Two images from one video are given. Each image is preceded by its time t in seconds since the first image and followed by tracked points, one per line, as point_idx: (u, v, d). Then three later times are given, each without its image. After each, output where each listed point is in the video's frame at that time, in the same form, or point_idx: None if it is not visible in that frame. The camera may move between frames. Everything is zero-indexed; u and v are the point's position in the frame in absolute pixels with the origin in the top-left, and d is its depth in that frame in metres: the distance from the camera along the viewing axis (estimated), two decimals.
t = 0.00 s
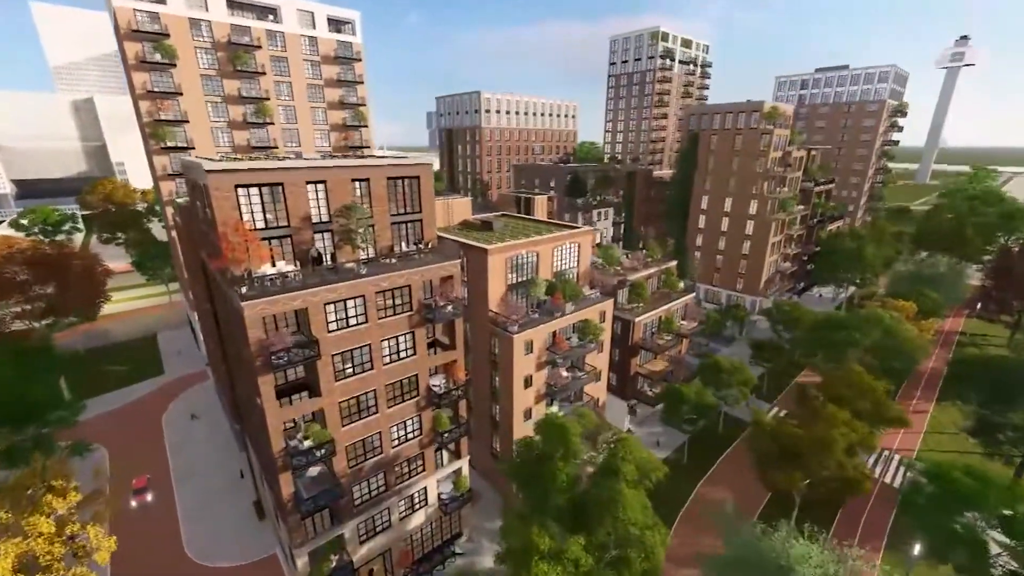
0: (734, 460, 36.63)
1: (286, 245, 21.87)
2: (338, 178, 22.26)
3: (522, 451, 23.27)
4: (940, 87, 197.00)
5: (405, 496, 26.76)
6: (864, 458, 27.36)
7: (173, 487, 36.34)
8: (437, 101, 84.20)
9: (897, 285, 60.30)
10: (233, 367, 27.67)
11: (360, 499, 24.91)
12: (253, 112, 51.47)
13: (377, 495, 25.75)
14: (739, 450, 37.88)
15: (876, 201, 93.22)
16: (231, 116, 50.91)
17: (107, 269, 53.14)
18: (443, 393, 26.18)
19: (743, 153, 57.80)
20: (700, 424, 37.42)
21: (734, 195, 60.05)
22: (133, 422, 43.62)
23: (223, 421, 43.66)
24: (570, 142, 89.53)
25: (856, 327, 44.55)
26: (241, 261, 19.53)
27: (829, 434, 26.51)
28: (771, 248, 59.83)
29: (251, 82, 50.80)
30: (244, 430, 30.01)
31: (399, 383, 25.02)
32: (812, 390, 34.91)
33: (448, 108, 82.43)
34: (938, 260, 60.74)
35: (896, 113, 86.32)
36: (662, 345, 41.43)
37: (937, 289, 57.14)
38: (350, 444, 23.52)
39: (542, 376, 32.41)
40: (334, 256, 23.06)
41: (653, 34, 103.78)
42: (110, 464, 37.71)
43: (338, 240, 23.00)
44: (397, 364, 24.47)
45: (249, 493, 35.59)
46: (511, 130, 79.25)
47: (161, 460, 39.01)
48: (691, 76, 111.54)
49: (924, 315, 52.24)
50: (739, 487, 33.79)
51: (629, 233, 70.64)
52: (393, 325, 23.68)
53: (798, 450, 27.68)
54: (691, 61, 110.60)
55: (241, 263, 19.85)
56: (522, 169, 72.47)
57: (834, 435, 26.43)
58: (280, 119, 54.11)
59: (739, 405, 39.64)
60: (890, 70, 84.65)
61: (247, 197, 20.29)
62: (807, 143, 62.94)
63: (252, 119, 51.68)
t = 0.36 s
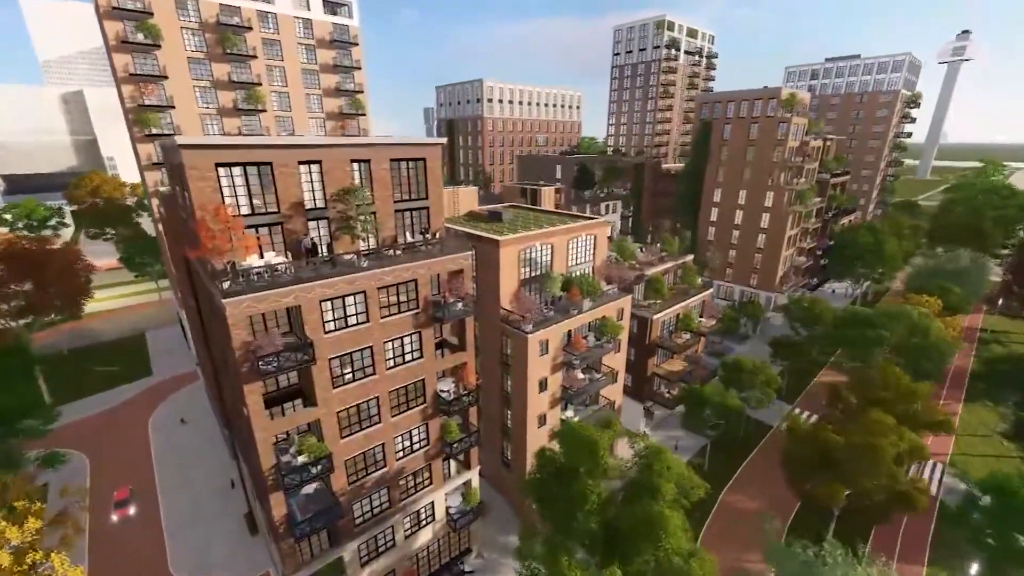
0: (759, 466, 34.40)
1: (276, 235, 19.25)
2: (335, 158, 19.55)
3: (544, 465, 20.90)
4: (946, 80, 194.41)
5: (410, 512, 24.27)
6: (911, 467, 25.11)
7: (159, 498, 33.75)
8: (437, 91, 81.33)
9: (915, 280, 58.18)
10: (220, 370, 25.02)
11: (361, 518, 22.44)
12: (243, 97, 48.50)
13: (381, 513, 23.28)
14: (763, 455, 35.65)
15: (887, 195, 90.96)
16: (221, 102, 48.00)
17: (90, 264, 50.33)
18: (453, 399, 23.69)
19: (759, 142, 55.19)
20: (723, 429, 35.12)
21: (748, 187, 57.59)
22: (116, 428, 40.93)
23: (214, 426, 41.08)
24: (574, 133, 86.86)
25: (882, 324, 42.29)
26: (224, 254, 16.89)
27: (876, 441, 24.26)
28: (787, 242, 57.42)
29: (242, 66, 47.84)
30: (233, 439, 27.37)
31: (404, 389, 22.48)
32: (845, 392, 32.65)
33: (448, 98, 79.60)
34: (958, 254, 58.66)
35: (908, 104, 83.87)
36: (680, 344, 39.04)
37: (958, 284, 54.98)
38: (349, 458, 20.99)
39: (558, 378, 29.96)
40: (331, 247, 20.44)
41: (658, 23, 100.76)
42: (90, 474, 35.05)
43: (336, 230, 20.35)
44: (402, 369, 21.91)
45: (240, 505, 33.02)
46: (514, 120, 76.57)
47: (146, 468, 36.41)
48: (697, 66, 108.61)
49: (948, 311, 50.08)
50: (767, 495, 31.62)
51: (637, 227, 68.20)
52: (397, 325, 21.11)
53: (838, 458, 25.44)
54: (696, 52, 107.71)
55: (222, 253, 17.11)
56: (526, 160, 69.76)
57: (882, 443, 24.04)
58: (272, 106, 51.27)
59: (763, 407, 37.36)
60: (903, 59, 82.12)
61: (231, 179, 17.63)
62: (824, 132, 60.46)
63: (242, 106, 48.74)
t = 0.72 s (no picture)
0: (786, 474, 32.31)
1: (265, 223, 16.91)
2: (331, 136, 17.23)
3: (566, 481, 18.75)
4: (951, 75, 192.05)
5: (416, 531, 22.10)
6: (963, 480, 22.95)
7: (144, 510, 31.52)
8: (437, 82, 78.83)
9: (935, 277, 56.04)
10: (206, 374, 22.74)
11: (362, 540, 20.28)
12: (236, 85, 46.10)
13: (384, 532, 21.13)
14: (788, 461, 33.57)
15: (899, 190, 88.73)
16: (212, 89, 45.54)
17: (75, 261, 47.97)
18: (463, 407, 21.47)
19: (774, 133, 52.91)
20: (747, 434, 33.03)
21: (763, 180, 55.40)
22: (101, 434, 38.64)
23: (205, 431, 38.80)
24: (578, 127, 84.55)
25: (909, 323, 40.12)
26: (202, 245, 14.47)
27: (927, 452, 22.17)
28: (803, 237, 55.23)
29: (233, 52, 45.35)
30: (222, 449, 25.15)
31: (410, 396, 20.25)
32: (878, 396, 30.59)
33: (449, 89, 77.15)
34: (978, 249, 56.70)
35: (922, 96, 81.54)
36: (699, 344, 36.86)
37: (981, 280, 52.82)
38: (348, 474, 18.81)
39: (574, 382, 27.78)
40: (328, 238, 18.11)
41: (664, 14, 98.38)
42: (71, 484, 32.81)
43: (334, 218, 18.07)
44: (408, 374, 19.68)
45: (231, 517, 30.80)
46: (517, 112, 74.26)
47: (132, 478, 34.15)
48: (703, 59, 106.20)
49: (973, 309, 47.92)
50: (795, 505, 29.58)
51: (646, 223, 66.08)
52: (403, 326, 18.87)
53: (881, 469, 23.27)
54: (703, 44, 105.34)
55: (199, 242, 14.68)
56: (531, 154, 67.52)
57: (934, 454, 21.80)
58: (266, 94, 48.96)
59: (787, 411, 35.30)
60: (917, 50, 79.82)
61: (210, 158, 15.24)
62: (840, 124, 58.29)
63: (235, 93, 46.33)
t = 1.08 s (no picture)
0: (818, 485, 30.02)
1: (248, 206, 14.44)
2: (325, 107, 14.85)
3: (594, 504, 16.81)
4: (957, 71, 189.66)
5: (422, 556, 19.76)
6: None
7: (125, 525, 29.15)
8: (440, 73, 76.23)
9: (960, 274, 53.64)
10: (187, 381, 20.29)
11: (362, 568, 17.95)
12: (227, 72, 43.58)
13: (386, 559, 18.78)
14: (820, 471, 31.27)
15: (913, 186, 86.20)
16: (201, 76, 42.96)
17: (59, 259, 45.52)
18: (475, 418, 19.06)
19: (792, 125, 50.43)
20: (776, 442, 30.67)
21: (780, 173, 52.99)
22: (83, 442, 36.28)
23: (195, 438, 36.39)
24: (584, 120, 82.10)
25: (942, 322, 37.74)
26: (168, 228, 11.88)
27: (993, 466, 19.88)
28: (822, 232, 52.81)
29: (225, 36, 42.81)
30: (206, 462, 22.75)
31: (415, 407, 17.88)
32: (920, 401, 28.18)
33: (451, 80, 74.61)
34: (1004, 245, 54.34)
35: (938, 89, 78.99)
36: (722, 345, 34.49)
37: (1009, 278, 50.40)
38: (345, 496, 16.45)
39: (593, 387, 25.42)
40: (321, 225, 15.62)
41: (671, 5, 95.90)
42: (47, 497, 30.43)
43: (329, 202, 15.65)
44: (413, 382, 17.30)
45: (219, 533, 28.39)
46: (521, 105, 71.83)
47: (114, 490, 31.73)
48: (710, 53, 103.62)
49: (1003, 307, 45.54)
50: (830, 520, 27.30)
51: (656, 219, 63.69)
52: (407, 327, 16.47)
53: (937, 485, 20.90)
54: (710, 37, 102.79)
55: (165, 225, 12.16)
56: (537, 147, 65.08)
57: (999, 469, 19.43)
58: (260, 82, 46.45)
59: (817, 417, 32.93)
60: (932, 41, 77.27)
61: (180, 126, 12.74)
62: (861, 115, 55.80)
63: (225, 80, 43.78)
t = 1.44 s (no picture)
0: (856, 501, 27.54)
1: (216, 183, 12.12)
2: (309, 68, 12.60)
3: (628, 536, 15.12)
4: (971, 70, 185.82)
5: None
6: None
7: (103, 539, 27.02)
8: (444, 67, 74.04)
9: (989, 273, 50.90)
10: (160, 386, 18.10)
11: None
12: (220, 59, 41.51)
13: None
14: (855, 485, 28.78)
15: (932, 184, 83.23)
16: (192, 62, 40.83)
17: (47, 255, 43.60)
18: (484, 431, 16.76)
19: (812, 118, 47.59)
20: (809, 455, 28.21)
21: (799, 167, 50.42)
22: (65, 448, 34.21)
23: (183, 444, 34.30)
24: (592, 115, 79.81)
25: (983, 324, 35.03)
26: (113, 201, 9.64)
27: None
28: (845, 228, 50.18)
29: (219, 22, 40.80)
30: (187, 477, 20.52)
31: (415, 420, 15.57)
32: (970, 411, 25.59)
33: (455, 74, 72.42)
34: None
35: (959, 82, 76.12)
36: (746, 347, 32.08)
37: None
38: (334, 522, 14.20)
39: (612, 395, 23.08)
40: (306, 207, 13.33)
41: None
42: (21, 509, 28.36)
43: (314, 179, 13.36)
44: (413, 391, 15.00)
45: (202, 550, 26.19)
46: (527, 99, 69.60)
47: (94, 501, 29.60)
48: (721, 48, 101.01)
49: None
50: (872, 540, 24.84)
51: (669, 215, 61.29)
52: (406, 327, 14.16)
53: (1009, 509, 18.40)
54: (720, 32, 100.29)
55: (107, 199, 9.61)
56: (543, 141, 62.89)
57: None
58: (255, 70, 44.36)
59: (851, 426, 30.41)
60: (953, 33, 74.49)
61: (130, 84, 10.49)
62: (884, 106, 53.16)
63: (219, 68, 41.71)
